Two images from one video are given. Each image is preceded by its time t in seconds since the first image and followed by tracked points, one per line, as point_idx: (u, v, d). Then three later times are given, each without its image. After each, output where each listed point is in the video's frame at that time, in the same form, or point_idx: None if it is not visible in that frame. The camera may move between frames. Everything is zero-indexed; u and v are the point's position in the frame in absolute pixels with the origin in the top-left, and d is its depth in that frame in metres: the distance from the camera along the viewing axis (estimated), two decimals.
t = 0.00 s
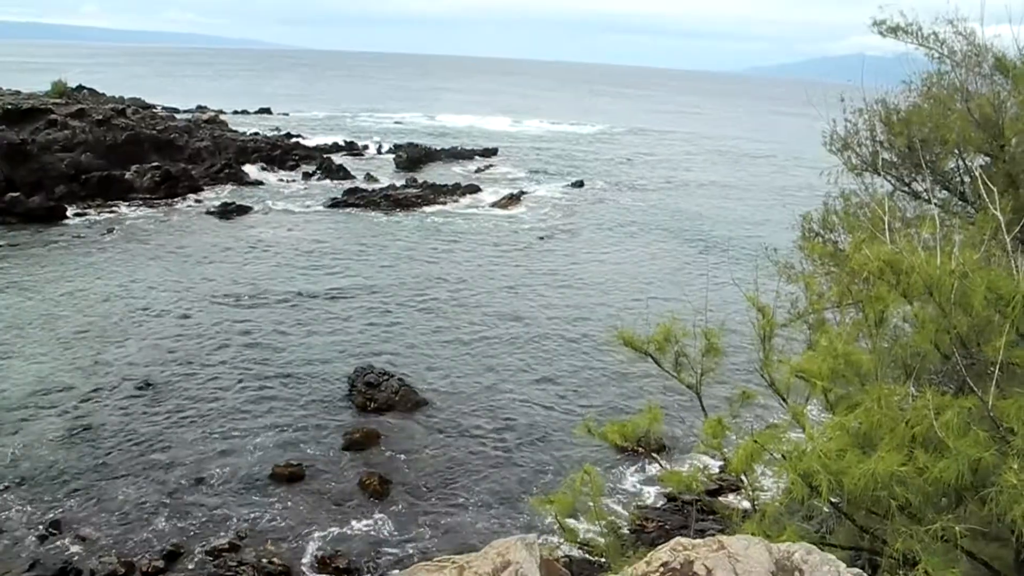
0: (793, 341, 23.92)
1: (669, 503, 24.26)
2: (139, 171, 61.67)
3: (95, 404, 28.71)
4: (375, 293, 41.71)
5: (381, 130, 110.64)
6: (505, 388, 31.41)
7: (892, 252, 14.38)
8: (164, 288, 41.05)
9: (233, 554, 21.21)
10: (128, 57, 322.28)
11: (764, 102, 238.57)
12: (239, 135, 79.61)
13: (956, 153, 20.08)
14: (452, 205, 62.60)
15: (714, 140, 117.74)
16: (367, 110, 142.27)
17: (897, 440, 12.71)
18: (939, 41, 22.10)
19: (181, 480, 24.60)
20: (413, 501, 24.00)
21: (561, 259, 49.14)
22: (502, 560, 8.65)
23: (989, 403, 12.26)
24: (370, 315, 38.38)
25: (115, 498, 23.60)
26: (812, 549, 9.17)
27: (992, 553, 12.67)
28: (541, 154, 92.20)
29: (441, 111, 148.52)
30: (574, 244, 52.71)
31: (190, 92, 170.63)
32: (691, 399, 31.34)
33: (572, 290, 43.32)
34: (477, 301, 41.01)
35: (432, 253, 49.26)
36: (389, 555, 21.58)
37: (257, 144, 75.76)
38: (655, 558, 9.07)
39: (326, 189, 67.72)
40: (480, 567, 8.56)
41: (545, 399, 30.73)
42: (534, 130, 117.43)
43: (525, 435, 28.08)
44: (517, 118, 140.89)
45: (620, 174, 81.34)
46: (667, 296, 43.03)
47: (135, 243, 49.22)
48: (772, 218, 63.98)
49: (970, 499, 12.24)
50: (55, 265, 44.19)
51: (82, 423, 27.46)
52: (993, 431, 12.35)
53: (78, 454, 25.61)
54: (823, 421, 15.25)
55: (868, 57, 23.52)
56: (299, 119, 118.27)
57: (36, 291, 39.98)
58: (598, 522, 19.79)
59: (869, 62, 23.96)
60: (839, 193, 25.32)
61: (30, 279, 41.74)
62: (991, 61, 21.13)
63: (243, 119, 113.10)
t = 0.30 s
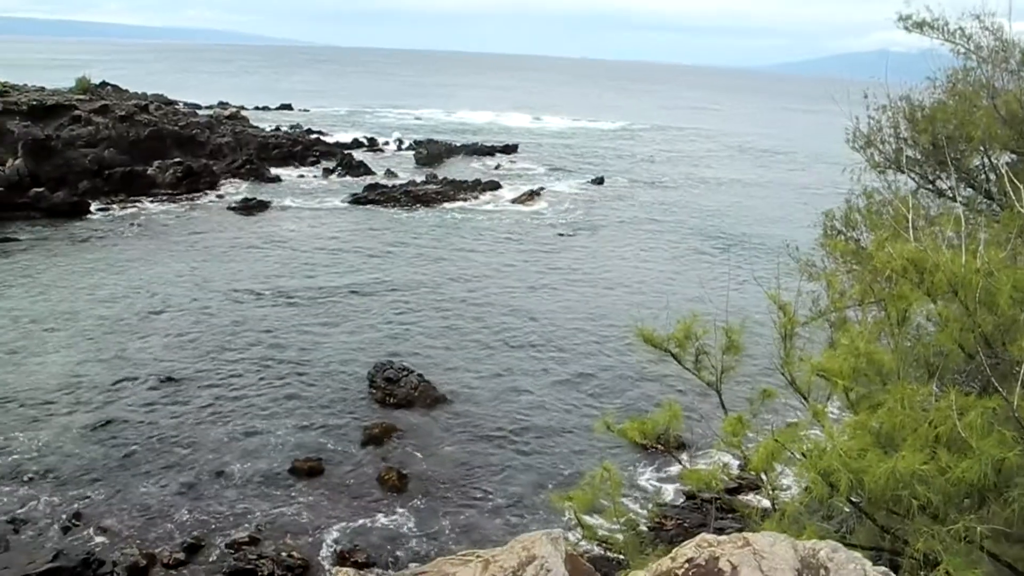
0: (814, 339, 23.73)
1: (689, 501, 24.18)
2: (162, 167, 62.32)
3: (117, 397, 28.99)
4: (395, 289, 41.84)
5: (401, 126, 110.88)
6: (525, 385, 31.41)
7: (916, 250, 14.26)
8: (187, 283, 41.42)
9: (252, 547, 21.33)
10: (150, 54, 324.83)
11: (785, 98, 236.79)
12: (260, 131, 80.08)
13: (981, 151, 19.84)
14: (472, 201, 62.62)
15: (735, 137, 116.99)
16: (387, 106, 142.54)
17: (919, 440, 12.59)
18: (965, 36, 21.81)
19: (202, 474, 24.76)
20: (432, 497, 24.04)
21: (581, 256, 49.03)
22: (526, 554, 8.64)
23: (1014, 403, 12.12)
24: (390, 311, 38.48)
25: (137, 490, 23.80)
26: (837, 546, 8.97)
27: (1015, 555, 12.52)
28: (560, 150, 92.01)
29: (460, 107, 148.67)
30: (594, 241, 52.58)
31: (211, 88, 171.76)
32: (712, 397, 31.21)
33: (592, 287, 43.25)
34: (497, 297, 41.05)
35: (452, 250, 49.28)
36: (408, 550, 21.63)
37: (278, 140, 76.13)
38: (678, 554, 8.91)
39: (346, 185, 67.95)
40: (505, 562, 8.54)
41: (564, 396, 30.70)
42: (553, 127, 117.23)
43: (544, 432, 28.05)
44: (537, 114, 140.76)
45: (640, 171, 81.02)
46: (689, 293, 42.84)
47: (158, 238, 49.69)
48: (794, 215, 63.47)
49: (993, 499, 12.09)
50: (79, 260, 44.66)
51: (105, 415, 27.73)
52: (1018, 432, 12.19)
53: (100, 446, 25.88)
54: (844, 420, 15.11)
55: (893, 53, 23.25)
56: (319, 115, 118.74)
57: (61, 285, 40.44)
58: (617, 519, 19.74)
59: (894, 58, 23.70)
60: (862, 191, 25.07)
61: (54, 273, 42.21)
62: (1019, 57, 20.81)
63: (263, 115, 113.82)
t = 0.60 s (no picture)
0: (827, 333, 23.62)
1: (700, 494, 24.16)
2: (176, 156, 62.71)
3: (131, 386, 29.19)
4: (408, 279, 41.95)
5: (415, 116, 110.88)
6: (537, 376, 31.46)
7: (933, 245, 14.14)
8: (201, 272, 41.65)
9: (264, 536, 21.45)
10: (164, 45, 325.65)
11: (800, 91, 235.22)
12: (273, 122, 80.24)
13: (999, 145, 19.63)
14: (485, 193, 62.63)
15: (749, 130, 116.33)
16: (400, 96, 142.36)
17: (933, 435, 12.50)
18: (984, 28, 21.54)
19: (215, 462, 24.91)
20: (443, 487, 24.12)
21: (593, 248, 48.91)
22: (541, 545, 8.62)
23: None
24: (403, 302, 38.55)
25: (150, 478, 23.96)
26: (853, 539, 8.88)
27: None
28: (573, 142, 91.83)
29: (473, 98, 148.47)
30: (607, 233, 52.50)
31: (224, 78, 172.13)
32: (724, 390, 31.18)
33: (605, 278, 43.23)
34: (510, 288, 41.08)
35: (464, 241, 49.26)
36: (419, 540, 21.70)
37: (291, 130, 76.30)
38: (694, 546, 8.83)
39: (359, 175, 68.07)
40: (520, 552, 8.52)
41: (576, 387, 30.73)
42: (566, 118, 116.93)
43: (555, 424, 28.08)
44: (550, 105, 140.45)
45: (654, 163, 80.69)
46: (702, 285, 42.73)
47: (173, 227, 50.01)
48: (809, 209, 63.16)
49: (1007, 496, 11.99)
50: (94, 249, 44.92)
51: (119, 403, 27.93)
52: None
53: (114, 434, 26.07)
54: (858, 414, 15.04)
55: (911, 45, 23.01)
56: (332, 106, 118.76)
57: (77, 274, 40.70)
58: (628, 511, 19.73)
59: (912, 50, 23.46)
60: (877, 185, 24.89)
61: (70, 262, 42.50)
62: None
63: (277, 105, 114.05)
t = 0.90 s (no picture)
0: (847, 333, 23.46)
1: (718, 495, 24.05)
2: (195, 159, 63.33)
3: (152, 386, 29.43)
4: (426, 280, 42.03)
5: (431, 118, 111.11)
6: (555, 377, 31.42)
7: (954, 244, 14.03)
8: (220, 274, 41.93)
9: (283, 536, 21.55)
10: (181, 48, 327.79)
11: (817, 90, 233.72)
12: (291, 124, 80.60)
13: (1020, 143, 19.43)
14: (502, 194, 62.64)
15: (766, 129, 115.71)
16: (415, 98, 142.72)
17: (956, 437, 12.38)
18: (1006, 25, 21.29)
19: (235, 463, 25.06)
20: (461, 488, 24.14)
21: (610, 248, 48.76)
22: (564, 546, 8.61)
23: None
24: (420, 303, 38.63)
25: (170, 478, 24.14)
26: (878, 541, 8.80)
27: None
28: (590, 143, 91.65)
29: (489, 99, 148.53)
30: (624, 234, 52.37)
31: (241, 81, 173.18)
32: (743, 391, 31.02)
33: (623, 279, 43.13)
34: (527, 289, 41.07)
35: (481, 242, 49.30)
36: (436, 540, 21.73)
37: (309, 132, 76.64)
38: (717, 547, 8.77)
39: (376, 177, 68.26)
40: (544, 553, 8.51)
41: (594, 388, 30.66)
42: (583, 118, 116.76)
43: (573, 425, 28.02)
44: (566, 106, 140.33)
45: (670, 163, 80.42)
46: (721, 286, 42.52)
47: (192, 229, 50.37)
48: (828, 208, 62.69)
49: None
50: (114, 251, 45.30)
51: (140, 404, 28.16)
52: None
53: (133, 435, 26.26)
54: (878, 415, 14.93)
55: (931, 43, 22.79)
56: (348, 107, 119.22)
57: (97, 276, 41.08)
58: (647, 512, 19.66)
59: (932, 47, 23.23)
60: (897, 184, 24.70)
61: (90, 264, 42.89)
62: None
63: (294, 108, 114.62)
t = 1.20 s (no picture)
0: (866, 336, 23.26)
1: (735, 498, 23.91)
2: (213, 160, 63.82)
3: (170, 386, 29.62)
4: (442, 281, 42.09)
5: (448, 119, 111.28)
6: (572, 379, 31.35)
7: (975, 246, 13.89)
8: (238, 274, 42.17)
9: (299, 536, 21.62)
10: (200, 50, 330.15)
11: (835, 90, 232.27)
12: (308, 125, 80.89)
13: None
14: (518, 195, 62.62)
15: (784, 131, 115.03)
16: (432, 99, 143.01)
17: (976, 442, 12.24)
18: None
19: (252, 462, 25.17)
20: (477, 489, 24.15)
21: (627, 250, 48.61)
22: (585, 548, 8.58)
23: None
24: (437, 304, 38.68)
25: (189, 477, 24.29)
26: (900, 546, 8.70)
27: None
28: (607, 144, 91.48)
29: (505, 101, 148.55)
30: (641, 235, 52.22)
31: (261, 82, 174.26)
32: (761, 394, 30.84)
33: (640, 281, 43.04)
34: (544, 291, 41.06)
35: (498, 243, 49.31)
36: (453, 541, 21.73)
37: (326, 133, 76.94)
38: (738, 551, 8.70)
39: (393, 178, 68.44)
40: (564, 555, 8.49)
41: (611, 390, 30.57)
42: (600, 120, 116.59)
43: (590, 427, 27.95)
44: (582, 107, 140.18)
45: (688, 165, 80.09)
46: (740, 288, 42.31)
47: (210, 230, 50.68)
48: (847, 210, 62.24)
49: None
50: (133, 251, 45.68)
51: (158, 403, 28.36)
52: None
53: (152, 433, 26.46)
54: (898, 418, 14.77)
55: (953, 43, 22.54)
56: (366, 109, 119.65)
57: (117, 275, 41.44)
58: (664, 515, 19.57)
59: (953, 48, 23.00)
60: (917, 186, 24.45)
61: (111, 264, 43.30)
62: None
63: (311, 109, 115.08)
